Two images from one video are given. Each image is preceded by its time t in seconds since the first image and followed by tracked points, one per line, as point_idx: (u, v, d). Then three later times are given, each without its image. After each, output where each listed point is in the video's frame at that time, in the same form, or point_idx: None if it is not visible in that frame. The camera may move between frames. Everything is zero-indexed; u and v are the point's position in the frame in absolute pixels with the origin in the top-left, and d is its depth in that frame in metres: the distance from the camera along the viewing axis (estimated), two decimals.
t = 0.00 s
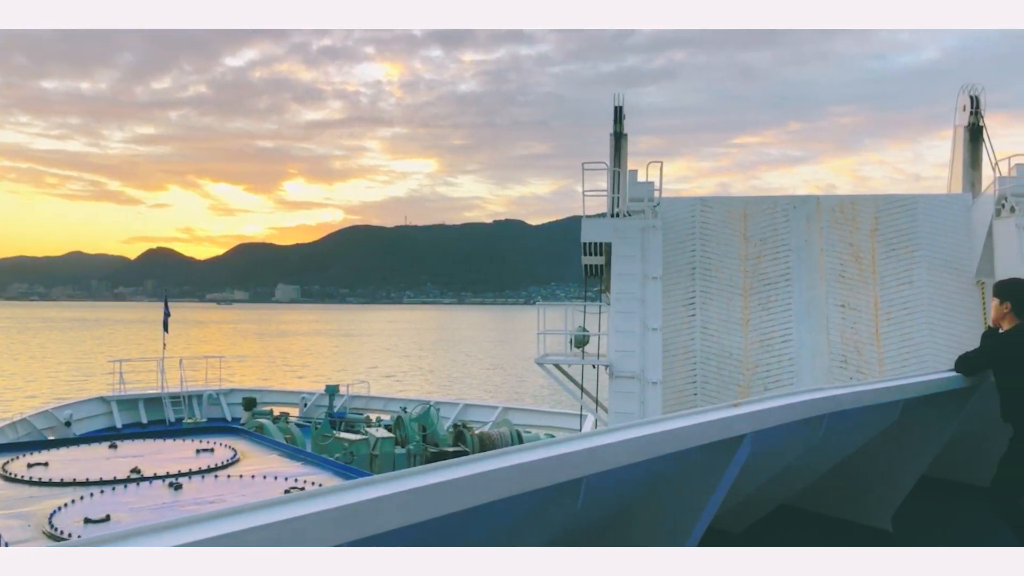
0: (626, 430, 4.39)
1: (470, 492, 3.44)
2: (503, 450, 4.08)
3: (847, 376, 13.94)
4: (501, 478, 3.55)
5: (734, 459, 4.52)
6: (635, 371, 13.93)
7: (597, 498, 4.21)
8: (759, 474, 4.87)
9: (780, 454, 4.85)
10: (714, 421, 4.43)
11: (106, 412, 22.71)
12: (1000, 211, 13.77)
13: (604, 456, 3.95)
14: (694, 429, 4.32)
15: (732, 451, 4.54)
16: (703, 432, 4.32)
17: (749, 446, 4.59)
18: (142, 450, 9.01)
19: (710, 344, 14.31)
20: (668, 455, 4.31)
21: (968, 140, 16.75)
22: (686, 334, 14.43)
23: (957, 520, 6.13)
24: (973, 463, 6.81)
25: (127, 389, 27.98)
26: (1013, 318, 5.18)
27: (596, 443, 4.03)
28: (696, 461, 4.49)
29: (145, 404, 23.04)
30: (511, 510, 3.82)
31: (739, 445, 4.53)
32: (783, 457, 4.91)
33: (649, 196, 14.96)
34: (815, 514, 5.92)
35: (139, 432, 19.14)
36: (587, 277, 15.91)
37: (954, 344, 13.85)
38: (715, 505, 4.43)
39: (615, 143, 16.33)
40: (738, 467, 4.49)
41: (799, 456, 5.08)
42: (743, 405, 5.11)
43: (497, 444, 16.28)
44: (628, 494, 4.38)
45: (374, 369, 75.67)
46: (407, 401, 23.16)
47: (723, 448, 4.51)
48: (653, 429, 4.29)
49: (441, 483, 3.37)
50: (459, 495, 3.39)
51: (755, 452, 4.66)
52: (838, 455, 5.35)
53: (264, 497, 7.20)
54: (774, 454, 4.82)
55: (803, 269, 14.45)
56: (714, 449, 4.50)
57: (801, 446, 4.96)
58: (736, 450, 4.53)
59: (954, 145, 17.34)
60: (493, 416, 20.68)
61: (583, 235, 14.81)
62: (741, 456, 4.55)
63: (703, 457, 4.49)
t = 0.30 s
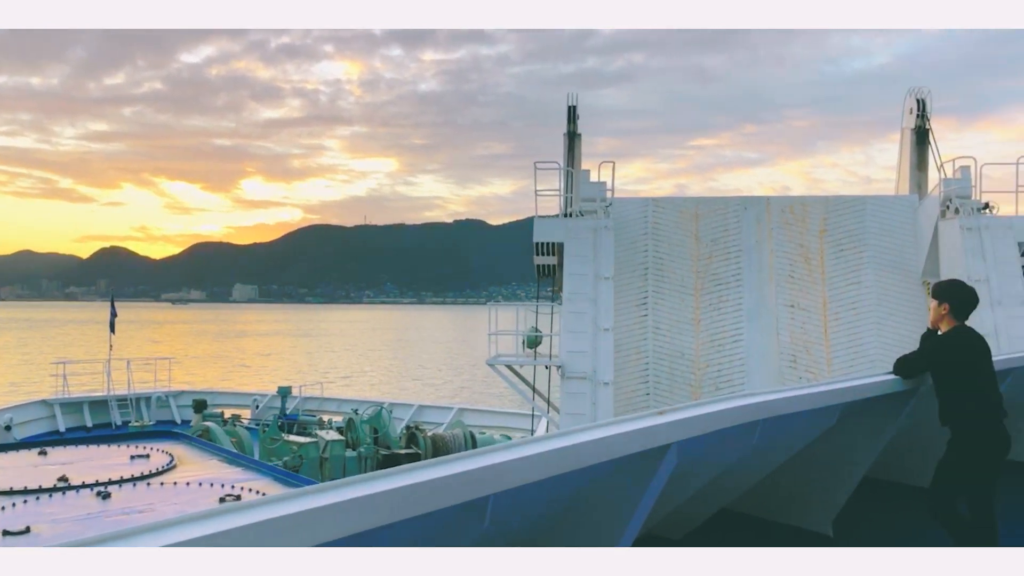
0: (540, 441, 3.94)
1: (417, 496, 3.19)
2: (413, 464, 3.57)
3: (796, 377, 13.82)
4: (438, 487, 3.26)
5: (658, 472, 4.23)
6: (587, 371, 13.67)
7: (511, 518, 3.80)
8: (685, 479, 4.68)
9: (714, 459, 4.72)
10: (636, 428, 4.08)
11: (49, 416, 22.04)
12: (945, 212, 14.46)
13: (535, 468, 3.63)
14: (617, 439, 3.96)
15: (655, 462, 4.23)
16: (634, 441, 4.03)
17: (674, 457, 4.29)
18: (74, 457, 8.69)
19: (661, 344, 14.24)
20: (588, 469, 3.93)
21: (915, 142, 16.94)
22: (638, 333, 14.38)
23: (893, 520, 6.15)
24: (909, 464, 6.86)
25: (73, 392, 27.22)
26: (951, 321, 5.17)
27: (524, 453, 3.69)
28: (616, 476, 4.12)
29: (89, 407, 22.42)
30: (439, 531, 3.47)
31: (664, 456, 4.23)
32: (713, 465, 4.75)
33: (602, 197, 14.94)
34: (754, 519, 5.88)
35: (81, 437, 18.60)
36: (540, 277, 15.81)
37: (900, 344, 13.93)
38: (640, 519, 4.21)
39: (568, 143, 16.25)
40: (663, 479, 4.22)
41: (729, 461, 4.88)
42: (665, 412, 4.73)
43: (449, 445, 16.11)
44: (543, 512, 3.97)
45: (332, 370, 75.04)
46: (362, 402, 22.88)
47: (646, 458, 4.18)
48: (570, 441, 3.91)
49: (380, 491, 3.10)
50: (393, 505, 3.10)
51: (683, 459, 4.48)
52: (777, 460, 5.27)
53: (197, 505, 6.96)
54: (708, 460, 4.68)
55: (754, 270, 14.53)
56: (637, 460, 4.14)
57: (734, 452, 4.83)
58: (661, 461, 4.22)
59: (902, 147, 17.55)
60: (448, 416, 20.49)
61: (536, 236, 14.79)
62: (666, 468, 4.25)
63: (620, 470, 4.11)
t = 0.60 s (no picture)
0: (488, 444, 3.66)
1: (372, 496, 2.92)
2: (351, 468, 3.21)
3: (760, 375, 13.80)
4: (399, 489, 3.00)
5: (604, 478, 4.00)
6: (550, 371, 13.53)
7: (466, 524, 3.55)
8: (632, 487, 4.47)
9: (667, 462, 4.55)
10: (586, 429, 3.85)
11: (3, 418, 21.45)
12: (907, 211, 14.62)
13: (496, 467, 3.39)
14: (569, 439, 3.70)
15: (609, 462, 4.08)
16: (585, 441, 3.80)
17: (621, 461, 4.09)
18: (15, 462, 8.37)
19: (626, 344, 14.15)
20: (546, 471, 3.74)
21: (877, 142, 17.07)
22: (603, 333, 14.28)
23: (851, 521, 6.06)
24: (871, 464, 6.79)
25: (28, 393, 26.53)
26: (909, 318, 5.10)
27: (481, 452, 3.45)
28: (560, 483, 3.85)
29: (43, 409, 21.85)
30: (388, 537, 3.19)
31: (612, 463, 4.00)
32: (664, 469, 4.57)
33: (566, 194, 14.83)
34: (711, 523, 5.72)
35: (34, 440, 18.09)
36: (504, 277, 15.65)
37: (863, 342, 13.95)
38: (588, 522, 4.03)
39: (533, 141, 16.12)
40: (606, 487, 3.99)
41: (680, 468, 4.69)
42: (616, 412, 4.58)
43: (412, 446, 15.84)
44: (486, 524, 3.69)
45: (301, 371, 74.46)
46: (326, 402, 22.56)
47: (592, 462, 3.92)
48: (523, 440, 3.66)
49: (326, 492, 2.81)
50: (341, 507, 2.81)
51: (634, 463, 4.27)
52: (731, 462, 5.15)
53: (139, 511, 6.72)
54: (662, 464, 4.51)
55: (718, 269, 14.51)
56: (582, 461, 3.87)
57: (685, 456, 4.65)
58: (606, 465, 3.98)
59: (864, 147, 17.67)
60: (412, 417, 20.23)
61: (500, 233, 14.68)
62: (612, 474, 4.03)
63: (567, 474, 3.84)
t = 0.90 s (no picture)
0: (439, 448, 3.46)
1: (340, 503, 2.73)
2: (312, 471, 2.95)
3: (728, 374, 13.76)
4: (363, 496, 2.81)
5: (549, 493, 3.84)
6: (518, 371, 13.33)
7: (422, 530, 3.37)
8: (581, 499, 4.31)
9: (621, 470, 4.40)
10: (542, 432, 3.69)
11: None
12: (874, 211, 14.66)
13: (464, 470, 3.22)
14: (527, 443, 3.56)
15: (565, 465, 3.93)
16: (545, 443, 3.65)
17: (569, 472, 3.92)
18: None
19: (595, 344, 14.04)
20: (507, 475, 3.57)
21: (846, 141, 17.10)
22: (572, 334, 14.14)
23: (814, 524, 5.97)
24: (834, 466, 6.72)
25: None
26: (874, 317, 5.00)
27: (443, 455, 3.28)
28: (506, 495, 3.68)
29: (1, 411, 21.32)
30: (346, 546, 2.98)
31: (559, 475, 3.83)
32: (619, 477, 4.42)
33: (534, 193, 14.69)
34: (668, 528, 5.59)
35: None
36: (471, 276, 15.46)
37: (831, 341, 13.97)
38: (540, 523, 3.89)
39: (502, 138, 15.95)
40: (552, 500, 3.84)
41: (632, 477, 4.54)
42: (571, 413, 4.42)
43: (380, 448, 15.64)
44: (433, 534, 3.49)
45: (270, 371, 73.72)
46: (293, 403, 22.26)
47: (539, 472, 3.75)
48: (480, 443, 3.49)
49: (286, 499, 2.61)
50: (304, 516, 2.61)
51: (585, 473, 4.12)
52: (689, 468, 5.02)
53: (83, 519, 6.52)
54: (615, 473, 4.37)
55: (687, 269, 14.45)
56: (530, 472, 3.71)
57: (639, 464, 4.50)
58: (552, 476, 3.81)
59: (833, 146, 17.71)
60: (381, 418, 20.00)
61: (467, 232, 14.53)
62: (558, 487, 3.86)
63: (514, 485, 3.67)
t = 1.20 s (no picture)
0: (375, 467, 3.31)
1: (258, 527, 2.59)
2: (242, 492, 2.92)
3: (701, 374, 13.65)
4: (286, 516, 2.67)
5: (494, 509, 3.68)
6: (488, 371, 13.10)
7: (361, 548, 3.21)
8: (531, 520, 4.11)
9: (581, 484, 4.20)
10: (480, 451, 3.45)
11: None
12: (847, 210, 14.64)
13: (405, 489, 3.07)
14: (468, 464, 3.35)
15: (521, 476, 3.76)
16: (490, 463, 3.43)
17: (517, 488, 3.74)
18: None
19: (567, 343, 13.86)
20: (455, 489, 3.40)
21: (819, 140, 17.06)
22: (544, 333, 13.96)
23: (783, 528, 5.83)
24: (806, 469, 6.58)
25: None
26: (846, 317, 4.86)
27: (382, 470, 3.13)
28: (449, 521, 3.52)
29: None
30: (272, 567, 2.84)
31: (506, 490, 3.65)
32: (579, 488, 4.22)
33: (506, 190, 14.49)
34: (631, 534, 5.41)
35: None
36: (442, 275, 15.24)
37: (804, 341, 13.89)
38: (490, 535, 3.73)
39: (474, 135, 15.73)
40: (497, 519, 3.69)
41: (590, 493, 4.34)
42: (531, 420, 4.23)
43: (348, 451, 15.38)
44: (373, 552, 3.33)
45: (240, 371, 72.96)
46: (263, 404, 21.92)
47: (487, 487, 3.57)
48: (427, 457, 3.33)
49: (198, 523, 2.46)
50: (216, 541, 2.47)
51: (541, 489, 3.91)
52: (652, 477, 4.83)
53: (29, 531, 6.25)
54: (571, 488, 4.17)
55: (660, 268, 14.32)
56: (472, 491, 3.52)
57: (597, 478, 4.30)
58: (500, 490, 3.63)
59: (806, 144, 17.67)
60: (351, 419, 19.74)
61: (438, 230, 14.30)
62: (502, 505, 3.69)
63: (456, 511, 3.50)
